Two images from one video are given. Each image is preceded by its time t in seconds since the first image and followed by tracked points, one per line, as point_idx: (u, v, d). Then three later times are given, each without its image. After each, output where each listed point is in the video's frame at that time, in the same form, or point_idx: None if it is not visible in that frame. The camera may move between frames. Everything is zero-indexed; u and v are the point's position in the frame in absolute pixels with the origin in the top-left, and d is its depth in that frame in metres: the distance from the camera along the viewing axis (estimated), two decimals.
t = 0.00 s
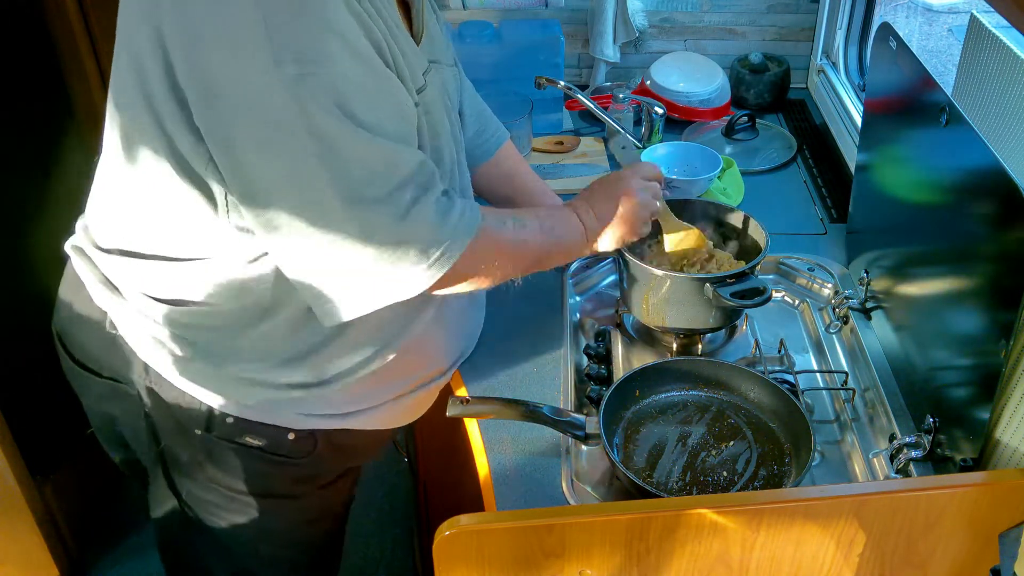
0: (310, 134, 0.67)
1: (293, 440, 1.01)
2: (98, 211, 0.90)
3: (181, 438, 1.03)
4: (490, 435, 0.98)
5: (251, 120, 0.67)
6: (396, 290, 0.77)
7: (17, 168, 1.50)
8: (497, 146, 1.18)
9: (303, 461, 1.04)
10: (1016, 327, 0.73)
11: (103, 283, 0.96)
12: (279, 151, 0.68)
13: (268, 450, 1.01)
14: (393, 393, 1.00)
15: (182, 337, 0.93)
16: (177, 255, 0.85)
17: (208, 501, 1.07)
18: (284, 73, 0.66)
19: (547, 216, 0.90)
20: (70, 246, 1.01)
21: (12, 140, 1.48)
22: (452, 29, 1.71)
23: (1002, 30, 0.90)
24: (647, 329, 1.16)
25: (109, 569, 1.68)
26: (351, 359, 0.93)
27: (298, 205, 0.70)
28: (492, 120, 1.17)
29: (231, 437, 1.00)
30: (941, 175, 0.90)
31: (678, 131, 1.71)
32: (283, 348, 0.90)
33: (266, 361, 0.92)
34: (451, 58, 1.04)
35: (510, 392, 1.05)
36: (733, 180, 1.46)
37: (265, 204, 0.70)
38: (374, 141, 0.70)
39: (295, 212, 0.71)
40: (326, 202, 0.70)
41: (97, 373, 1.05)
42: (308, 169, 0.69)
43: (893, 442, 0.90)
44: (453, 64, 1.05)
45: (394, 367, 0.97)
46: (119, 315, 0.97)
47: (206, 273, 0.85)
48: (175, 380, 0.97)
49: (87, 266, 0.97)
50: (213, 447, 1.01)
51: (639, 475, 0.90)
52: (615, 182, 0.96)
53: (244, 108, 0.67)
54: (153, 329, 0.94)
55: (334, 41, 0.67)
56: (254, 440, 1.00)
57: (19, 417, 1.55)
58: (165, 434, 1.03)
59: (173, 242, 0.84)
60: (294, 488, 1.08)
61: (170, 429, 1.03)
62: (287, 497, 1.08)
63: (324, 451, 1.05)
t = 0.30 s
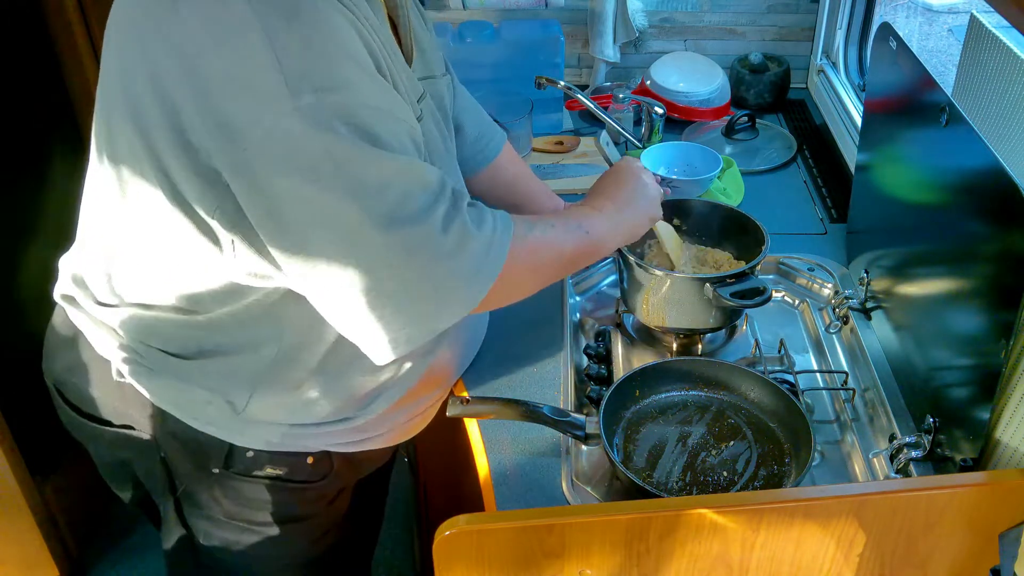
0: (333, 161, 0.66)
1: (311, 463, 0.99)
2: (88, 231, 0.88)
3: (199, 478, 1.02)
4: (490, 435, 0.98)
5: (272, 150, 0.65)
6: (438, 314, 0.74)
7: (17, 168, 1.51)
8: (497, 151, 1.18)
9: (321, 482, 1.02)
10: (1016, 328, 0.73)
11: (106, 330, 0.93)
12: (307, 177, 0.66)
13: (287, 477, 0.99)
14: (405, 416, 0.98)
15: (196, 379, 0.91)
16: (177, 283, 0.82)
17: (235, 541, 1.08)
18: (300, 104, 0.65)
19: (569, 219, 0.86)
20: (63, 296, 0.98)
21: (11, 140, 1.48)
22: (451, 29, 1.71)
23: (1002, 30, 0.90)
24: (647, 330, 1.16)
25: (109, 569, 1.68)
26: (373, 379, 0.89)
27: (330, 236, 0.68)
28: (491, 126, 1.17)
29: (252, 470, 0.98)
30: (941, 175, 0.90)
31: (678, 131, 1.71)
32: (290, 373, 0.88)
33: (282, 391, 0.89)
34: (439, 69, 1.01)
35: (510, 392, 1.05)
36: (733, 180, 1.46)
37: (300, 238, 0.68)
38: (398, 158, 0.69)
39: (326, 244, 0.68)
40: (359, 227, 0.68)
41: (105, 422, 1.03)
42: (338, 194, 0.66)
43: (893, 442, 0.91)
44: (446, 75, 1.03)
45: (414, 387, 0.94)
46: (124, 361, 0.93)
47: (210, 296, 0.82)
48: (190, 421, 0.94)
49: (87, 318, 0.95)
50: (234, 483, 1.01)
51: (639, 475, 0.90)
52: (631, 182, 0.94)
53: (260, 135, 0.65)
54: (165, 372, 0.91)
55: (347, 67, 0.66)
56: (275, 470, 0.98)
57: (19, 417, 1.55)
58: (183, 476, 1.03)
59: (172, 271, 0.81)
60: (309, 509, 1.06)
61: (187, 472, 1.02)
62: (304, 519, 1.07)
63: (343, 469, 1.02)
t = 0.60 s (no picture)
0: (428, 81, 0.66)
1: (317, 468, 0.99)
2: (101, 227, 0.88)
3: (204, 485, 1.02)
4: (490, 436, 0.98)
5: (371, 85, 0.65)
6: (561, 230, 0.72)
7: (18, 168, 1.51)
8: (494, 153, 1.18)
9: (328, 487, 1.02)
10: (1016, 328, 0.73)
11: (113, 338, 0.93)
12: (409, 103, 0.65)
13: (293, 483, 1.00)
14: (415, 417, 0.97)
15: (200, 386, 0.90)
16: (187, 278, 0.83)
17: (237, 547, 1.08)
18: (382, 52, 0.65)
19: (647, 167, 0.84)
20: (66, 302, 0.97)
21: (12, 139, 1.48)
22: (451, 29, 1.71)
23: (1002, 30, 0.90)
24: (647, 330, 1.16)
25: (109, 569, 1.68)
26: (375, 379, 0.90)
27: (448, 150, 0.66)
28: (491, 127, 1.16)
29: (258, 476, 0.99)
30: (942, 175, 0.90)
31: (678, 131, 1.70)
32: (299, 373, 0.88)
33: (290, 393, 0.89)
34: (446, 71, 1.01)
35: (509, 392, 1.06)
36: (733, 179, 1.45)
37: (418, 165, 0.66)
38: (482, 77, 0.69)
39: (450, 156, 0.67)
40: (473, 131, 0.67)
41: (105, 429, 1.03)
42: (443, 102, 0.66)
43: (893, 442, 0.91)
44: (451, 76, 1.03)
45: (416, 391, 0.93)
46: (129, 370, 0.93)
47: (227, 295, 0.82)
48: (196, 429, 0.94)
49: (94, 325, 0.95)
50: (239, 490, 1.01)
51: (639, 475, 0.90)
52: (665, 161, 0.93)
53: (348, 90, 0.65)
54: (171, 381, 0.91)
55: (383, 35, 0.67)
56: (281, 475, 0.98)
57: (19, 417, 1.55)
58: (187, 482, 1.03)
59: (185, 267, 0.82)
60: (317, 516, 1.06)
61: (187, 477, 1.02)
62: (309, 526, 1.07)
63: (349, 473, 1.02)
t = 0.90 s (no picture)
0: (387, 125, 0.65)
1: (325, 467, 0.99)
2: (103, 227, 0.88)
3: (214, 484, 1.02)
4: (491, 436, 0.98)
5: (328, 121, 0.64)
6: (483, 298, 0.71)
7: (18, 167, 1.50)
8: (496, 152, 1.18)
9: (335, 486, 1.03)
10: (1016, 327, 0.73)
11: (121, 335, 0.94)
12: (368, 143, 0.64)
13: (302, 482, 1.00)
14: (412, 424, 0.97)
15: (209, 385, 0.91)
16: (192, 278, 0.82)
17: (243, 547, 1.08)
18: (351, 72, 0.64)
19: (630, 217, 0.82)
20: (72, 299, 0.98)
21: (11, 139, 1.48)
22: (451, 29, 1.71)
23: (1002, 30, 0.90)
24: (647, 330, 1.16)
25: (109, 569, 1.68)
26: (378, 379, 0.90)
27: (382, 201, 0.65)
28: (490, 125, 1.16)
29: (266, 476, 0.98)
30: (942, 175, 0.90)
31: (678, 131, 1.71)
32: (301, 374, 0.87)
33: (292, 393, 0.89)
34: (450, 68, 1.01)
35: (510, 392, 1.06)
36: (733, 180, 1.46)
37: (356, 214, 0.66)
38: (444, 127, 0.67)
39: (388, 209, 0.66)
40: (408, 193, 0.66)
41: (115, 428, 1.02)
42: (393, 157, 0.65)
43: (893, 442, 0.91)
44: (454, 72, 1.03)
45: (417, 391, 0.93)
46: (139, 368, 0.94)
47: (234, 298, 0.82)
48: (203, 426, 0.95)
49: (102, 322, 0.95)
50: (249, 489, 1.01)
51: (639, 475, 0.91)
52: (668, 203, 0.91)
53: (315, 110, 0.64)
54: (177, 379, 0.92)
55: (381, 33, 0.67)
56: (288, 474, 0.98)
57: (20, 417, 1.55)
58: (197, 482, 1.02)
59: (188, 267, 0.81)
60: (321, 516, 1.07)
61: (189, 473, 1.02)
62: (314, 526, 1.08)
63: (356, 472, 1.03)
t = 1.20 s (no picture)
0: (330, 142, 0.67)
1: (314, 462, 0.99)
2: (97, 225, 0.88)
3: (202, 476, 1.02)
4: (489, 436, 0.98)
5: (274, 127, 0.67)
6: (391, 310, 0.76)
7: (18, 168, 1.50)
8: (497, 152, 1.18)
9: (324, 482, 1.02)
10: (1016, 327, 0.73)
11: (114, 326, 0.93)
12: (308, 155, 0.67)
13: (290, 476, 1.00)
14: (403, 419, 0.97)
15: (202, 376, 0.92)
16: (183, 273, 0.83)
17: (238, 542, 1.07)
18: (314, 84, 0.67)
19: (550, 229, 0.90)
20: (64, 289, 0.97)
21: (11, 139, 1.48)
22: (451, 29, 1.71)
23: (1003, 30, 0.90)
24: (647, 330, 1.16)
25: (108, 570, 1.68)
26: (371, 377, 0.89)
27: (310, 211, 0.69)
28: (492, 124, 1.16)
29: (254, 468, 0.99)
30: (941, 174, 0.90)
31: (678, 131, 1.70)
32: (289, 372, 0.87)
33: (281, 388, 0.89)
34: (449, 67, 1.02)
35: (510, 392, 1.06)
36: (733, 180, 1.46)
37: (283, 219, 0.69)
38: (394, 150, 0.70)
39: (315, 216, 0.69)
40: (344, 203, 0.69)
41: (107, 417, 1.02)
42: (328, 173, 0.68)
43: (893, 442, 0.91)
44: (453, 71, 1.04)
45: (411, 387, 0.93)
46: (130, 358, 0.94)
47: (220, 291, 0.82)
48: (193, 417, 0.95)
49: (95, 312, 0.94)
50: (239, 483, 1.01)
51: (639, 475, 0.90)
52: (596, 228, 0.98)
53: (267, 112, 0.67)
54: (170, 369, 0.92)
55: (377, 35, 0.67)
56: (275, 468, 0.99)
57: (20, 417, 1.55)
58: (184, 474, 1.02)
59: (180, 262, 0.82)
60: (314, 511, 1.07)
61: (187, 469, 1.02)
62: (306, 521, 1.08)
63: (346, 469, 1.02)
